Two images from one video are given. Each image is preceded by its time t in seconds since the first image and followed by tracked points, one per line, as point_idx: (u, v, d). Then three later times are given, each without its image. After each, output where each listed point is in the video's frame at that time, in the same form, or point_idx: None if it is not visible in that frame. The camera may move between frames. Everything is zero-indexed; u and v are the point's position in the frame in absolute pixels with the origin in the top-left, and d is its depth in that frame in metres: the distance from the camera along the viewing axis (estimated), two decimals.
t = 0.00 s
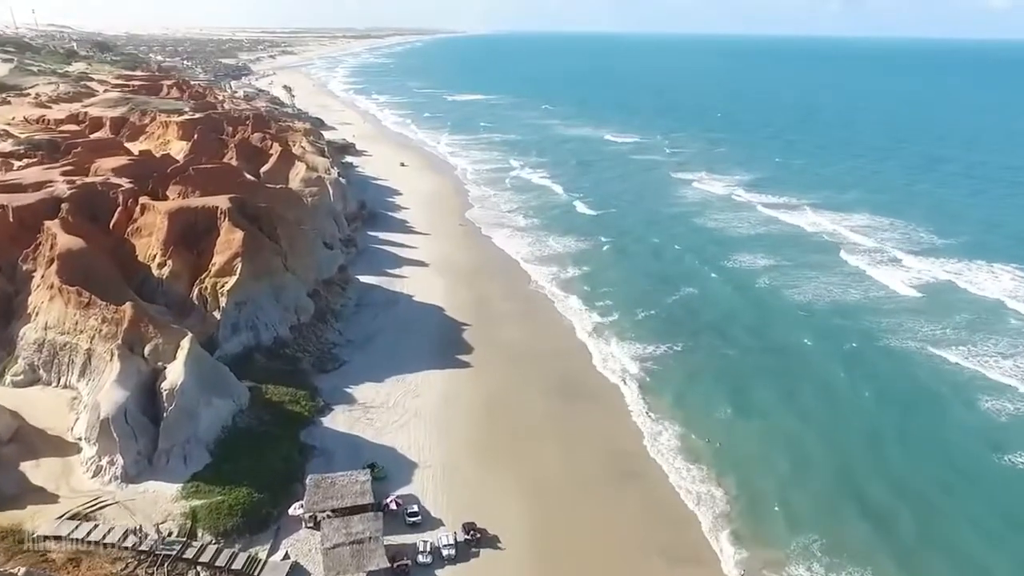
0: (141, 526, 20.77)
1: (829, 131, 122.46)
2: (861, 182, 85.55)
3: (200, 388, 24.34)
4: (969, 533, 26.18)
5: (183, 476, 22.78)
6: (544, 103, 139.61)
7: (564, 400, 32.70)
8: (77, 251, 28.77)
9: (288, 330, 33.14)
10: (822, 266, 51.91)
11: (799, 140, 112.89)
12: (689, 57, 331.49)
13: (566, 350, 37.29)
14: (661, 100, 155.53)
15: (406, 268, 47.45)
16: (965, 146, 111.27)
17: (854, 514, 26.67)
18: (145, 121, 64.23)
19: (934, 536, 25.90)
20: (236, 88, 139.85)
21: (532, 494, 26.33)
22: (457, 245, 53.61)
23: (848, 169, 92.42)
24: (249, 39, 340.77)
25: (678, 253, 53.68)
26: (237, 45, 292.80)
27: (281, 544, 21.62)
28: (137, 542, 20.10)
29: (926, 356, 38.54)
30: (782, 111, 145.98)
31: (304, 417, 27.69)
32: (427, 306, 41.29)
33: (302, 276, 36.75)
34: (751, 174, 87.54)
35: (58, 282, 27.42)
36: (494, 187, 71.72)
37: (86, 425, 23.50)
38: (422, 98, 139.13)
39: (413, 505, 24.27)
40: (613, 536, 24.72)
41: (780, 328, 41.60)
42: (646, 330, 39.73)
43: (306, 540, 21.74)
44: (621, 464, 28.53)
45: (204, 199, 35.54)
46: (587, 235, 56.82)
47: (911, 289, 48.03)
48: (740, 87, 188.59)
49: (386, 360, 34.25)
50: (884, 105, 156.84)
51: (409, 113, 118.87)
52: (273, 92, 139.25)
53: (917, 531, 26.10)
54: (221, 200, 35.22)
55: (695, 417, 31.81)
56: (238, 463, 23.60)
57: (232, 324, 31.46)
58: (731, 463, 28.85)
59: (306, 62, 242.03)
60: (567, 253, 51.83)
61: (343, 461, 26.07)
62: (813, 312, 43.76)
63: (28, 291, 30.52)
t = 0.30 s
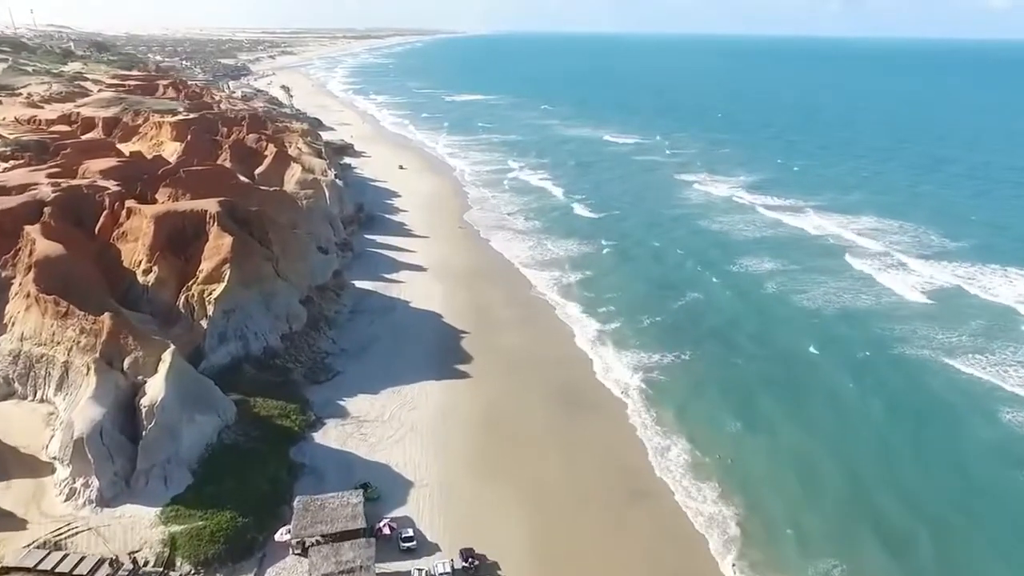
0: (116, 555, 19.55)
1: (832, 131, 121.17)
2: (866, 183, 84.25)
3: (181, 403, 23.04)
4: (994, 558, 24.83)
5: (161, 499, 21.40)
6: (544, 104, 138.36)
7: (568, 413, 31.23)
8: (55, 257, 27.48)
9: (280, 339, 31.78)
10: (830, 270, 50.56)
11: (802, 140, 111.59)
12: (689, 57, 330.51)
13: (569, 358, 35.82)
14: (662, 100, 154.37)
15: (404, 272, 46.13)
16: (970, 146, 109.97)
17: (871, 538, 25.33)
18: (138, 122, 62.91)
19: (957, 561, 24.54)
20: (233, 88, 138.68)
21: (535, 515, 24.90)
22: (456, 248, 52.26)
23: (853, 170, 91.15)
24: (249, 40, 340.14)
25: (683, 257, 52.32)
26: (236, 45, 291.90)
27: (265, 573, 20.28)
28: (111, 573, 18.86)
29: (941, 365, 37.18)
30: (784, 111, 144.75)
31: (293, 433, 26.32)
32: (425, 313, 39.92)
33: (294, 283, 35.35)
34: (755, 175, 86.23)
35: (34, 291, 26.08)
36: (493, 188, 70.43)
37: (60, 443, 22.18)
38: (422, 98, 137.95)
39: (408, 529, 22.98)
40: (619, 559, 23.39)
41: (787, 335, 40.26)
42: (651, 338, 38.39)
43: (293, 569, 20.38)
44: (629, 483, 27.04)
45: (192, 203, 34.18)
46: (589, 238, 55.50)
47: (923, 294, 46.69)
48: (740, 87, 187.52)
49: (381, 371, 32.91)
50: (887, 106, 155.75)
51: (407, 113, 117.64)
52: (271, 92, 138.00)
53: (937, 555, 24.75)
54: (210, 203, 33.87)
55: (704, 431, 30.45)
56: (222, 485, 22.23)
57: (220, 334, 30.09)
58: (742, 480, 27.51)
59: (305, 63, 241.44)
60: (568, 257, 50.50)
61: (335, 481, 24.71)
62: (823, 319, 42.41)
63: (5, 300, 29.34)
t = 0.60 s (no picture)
0: None
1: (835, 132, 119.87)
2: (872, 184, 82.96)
3: (161, 421, 21.69)
4: None
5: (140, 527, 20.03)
6: (544, 104, 137.09)
7: (571, 432, 29.77)
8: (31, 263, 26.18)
9: (270, 349, 30.40)
10: (840, 275, 49.17)
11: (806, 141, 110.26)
12: (690, 57, 329.58)
13: (573, 372, 34.36)
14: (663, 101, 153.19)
15: (401, 277, 44.75)
16: (976, 147, 108.68)
17: (890, 566, 23.91)
18: (130, 122, 61.56)
19: None
20: (231, 88, 137.38)
21: (537, 543, 23.43)
22: (454, 252, 50.88)
23: (858, 171, 89.84)
24: (247, 40, 338.12)
25: (687, 262, 50.85)
26: (235, 45, 290.85)
27: None
28: None
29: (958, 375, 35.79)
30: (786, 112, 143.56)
31: (282, 451, 24.93)
32: (423, 320, 38.54)
33: (286, 290, 33.95)
34: (759, 176, 84.96)
35: (9, 300, 24.69)
36: (493, 190, 69.09)
37: (30, 464, 20.76)
38: (421, 99, 136.73)
39: (401, 556, 21.58)
40: None
41: (797, 343, 38.88)
42: (656, 346, 37.00)
43: None
44: (637, 506, 25.59)
45: (180, 206, 32.80)
46: (591, 241, 54.14)
47: (935, 299, 45.31)
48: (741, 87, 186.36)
49: (376, 383, 31.52)
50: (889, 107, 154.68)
51: (406, 113, 116.37)
52: (269, 92, 136.74)
53: None
54: (198, 207, 32.47)
55: (712, 448, 29.06)
56: (203, 510, 20.86)
57: (206, 344, 28.70)
58: (754, 502, 26.12)
59: (303, 63, 240.38)
60: (570, 261, 49.14)
61: (325, 504, 23.33)
62: (834, 326, 40.98)
63: None
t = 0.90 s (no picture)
0: None
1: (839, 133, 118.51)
2: (878, 185, 81.69)
3: (137, 441, 20.35)
4: None
5: (135, 540, 19.36)
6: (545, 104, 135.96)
7: (575, 446, 28.28)
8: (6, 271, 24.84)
9: (259, 360, 28.96)
10: (850, 279, 47.79)
11: (811, 142, 108.92)
12: (690, 57, 328.76)
13: (575, 382, 32.86)
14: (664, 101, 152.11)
15: (398, 282, 43.38)
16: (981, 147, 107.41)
17: None
18: (122, 122, 60.21)
19: None
20: (229, 88, 136.33)
21: (538, 570, 22.01)
22: (453, 256, 49.51)
23: (863, 172, 88.56)
24: (248, 40, 337.95)
25: (692, 266, 49.51)
26: (235, 45, 289.89)
27: None
28: None
29: (976, 386, 34.32)
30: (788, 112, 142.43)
31: (269, 471, 23.56)
32: (420, 328, 37.15)
33: (277, 298, 32.56)
34: (763, 177, 83.66)
35: None
36: (493, 192, 67.78)
37: None
38: (420, 99, 135.67)
39: None
40: None
41: (807, 352, 37.47)
42: (662, 356, 35.63)
43: None
44: (644, 528, 24.17)
45: (166, 210, 31.39)
46: (593, 245, 52.80)
47: (949, 305, 43.94)
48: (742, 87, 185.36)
49: (370, 395, 30.14)
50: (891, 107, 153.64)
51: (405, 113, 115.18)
52: (268, 92, 135.49)
53: None
54: (185, 211, 31.05)
55: (720, 466, 27.64)
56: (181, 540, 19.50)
57: (191, 357, 27.23)
58: (767, 526, 24.71)
59: (303, 63, 239.45)
60: (572, 265, 47.78)
61: (314, 529, 21.95)
62: (845, 334, 39.58)
63: None
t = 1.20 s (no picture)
0: None
1: (845, 133, 117.04)
2: (885, 186, 80.35)
3: (112, 466, 18.93)
4: None
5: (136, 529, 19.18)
6: (545, 104, 134.66)
7: (579, 467, 26.83)
8: None
9: (247, 373, 27.55)
10: (861, 284, 46.43)
11: (816, 142, 107.57)
12: (691, 57, 327.76)
13: (577, 396, 31.41)
14: (665, 101, 150.97)
15: (396, 288, 42.03)
16: (988, 148, 105.95)
17: None
18: (114, 123, 58.86)
19: None
20: (226, 88, 134.99)
21: None
22: (453, 260, 48.11)
23: (869, 173, 87.19)
24: (248, 40, 336.60)
25: (698, 270, 48.17)
26: (234, 45, 288.74)
27: None
28: None
29: (999, 400, 32.82)
30: (791, 112, 141.12)
31: (255, 494, 22.22)
32: (418, 337, 35.76)
33: (268, 306, 31.14)
34: (768, 178, 82.32)
35: None
36: (493, 194, 66.41)
37: None
38: (420, 99, 134.44)
39: None
40: None
41: (822, 362, 36.01)
42: (670, 367, 34.23)
43: None
44: (651, 554, 22.76)
45: (152, 215, 29.95)
46: (596, 248, 51.42)
47: (966, 312, 42.47)
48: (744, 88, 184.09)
49: (365, 410, 28.81)
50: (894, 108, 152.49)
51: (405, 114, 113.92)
52: (266, 92, 134.24)
53: None
54: (171, 216, 29.63)
55: (730, 486, 26.21)
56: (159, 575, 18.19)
57: (174, 370, 25.78)
58: (783, 553, 23.29)
59: (303, 63, 238.64)
60: (575, 270, 46.39)
61: (302, 557, 20.67)
62: (858, 342, 38.20)
63: None
